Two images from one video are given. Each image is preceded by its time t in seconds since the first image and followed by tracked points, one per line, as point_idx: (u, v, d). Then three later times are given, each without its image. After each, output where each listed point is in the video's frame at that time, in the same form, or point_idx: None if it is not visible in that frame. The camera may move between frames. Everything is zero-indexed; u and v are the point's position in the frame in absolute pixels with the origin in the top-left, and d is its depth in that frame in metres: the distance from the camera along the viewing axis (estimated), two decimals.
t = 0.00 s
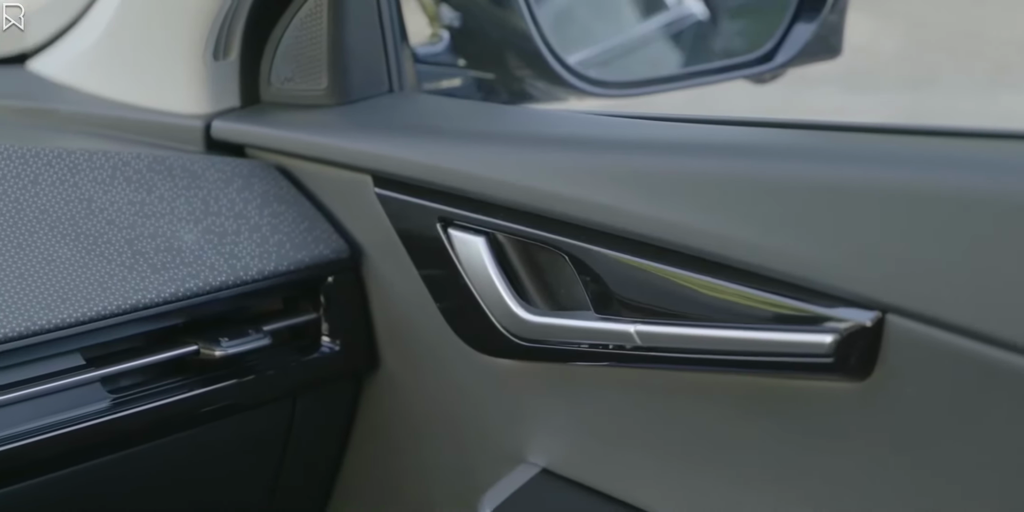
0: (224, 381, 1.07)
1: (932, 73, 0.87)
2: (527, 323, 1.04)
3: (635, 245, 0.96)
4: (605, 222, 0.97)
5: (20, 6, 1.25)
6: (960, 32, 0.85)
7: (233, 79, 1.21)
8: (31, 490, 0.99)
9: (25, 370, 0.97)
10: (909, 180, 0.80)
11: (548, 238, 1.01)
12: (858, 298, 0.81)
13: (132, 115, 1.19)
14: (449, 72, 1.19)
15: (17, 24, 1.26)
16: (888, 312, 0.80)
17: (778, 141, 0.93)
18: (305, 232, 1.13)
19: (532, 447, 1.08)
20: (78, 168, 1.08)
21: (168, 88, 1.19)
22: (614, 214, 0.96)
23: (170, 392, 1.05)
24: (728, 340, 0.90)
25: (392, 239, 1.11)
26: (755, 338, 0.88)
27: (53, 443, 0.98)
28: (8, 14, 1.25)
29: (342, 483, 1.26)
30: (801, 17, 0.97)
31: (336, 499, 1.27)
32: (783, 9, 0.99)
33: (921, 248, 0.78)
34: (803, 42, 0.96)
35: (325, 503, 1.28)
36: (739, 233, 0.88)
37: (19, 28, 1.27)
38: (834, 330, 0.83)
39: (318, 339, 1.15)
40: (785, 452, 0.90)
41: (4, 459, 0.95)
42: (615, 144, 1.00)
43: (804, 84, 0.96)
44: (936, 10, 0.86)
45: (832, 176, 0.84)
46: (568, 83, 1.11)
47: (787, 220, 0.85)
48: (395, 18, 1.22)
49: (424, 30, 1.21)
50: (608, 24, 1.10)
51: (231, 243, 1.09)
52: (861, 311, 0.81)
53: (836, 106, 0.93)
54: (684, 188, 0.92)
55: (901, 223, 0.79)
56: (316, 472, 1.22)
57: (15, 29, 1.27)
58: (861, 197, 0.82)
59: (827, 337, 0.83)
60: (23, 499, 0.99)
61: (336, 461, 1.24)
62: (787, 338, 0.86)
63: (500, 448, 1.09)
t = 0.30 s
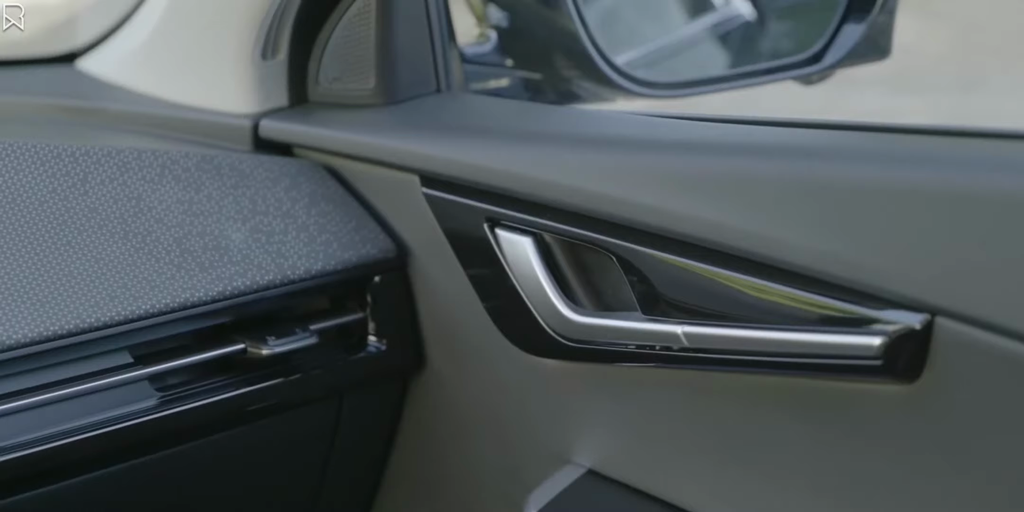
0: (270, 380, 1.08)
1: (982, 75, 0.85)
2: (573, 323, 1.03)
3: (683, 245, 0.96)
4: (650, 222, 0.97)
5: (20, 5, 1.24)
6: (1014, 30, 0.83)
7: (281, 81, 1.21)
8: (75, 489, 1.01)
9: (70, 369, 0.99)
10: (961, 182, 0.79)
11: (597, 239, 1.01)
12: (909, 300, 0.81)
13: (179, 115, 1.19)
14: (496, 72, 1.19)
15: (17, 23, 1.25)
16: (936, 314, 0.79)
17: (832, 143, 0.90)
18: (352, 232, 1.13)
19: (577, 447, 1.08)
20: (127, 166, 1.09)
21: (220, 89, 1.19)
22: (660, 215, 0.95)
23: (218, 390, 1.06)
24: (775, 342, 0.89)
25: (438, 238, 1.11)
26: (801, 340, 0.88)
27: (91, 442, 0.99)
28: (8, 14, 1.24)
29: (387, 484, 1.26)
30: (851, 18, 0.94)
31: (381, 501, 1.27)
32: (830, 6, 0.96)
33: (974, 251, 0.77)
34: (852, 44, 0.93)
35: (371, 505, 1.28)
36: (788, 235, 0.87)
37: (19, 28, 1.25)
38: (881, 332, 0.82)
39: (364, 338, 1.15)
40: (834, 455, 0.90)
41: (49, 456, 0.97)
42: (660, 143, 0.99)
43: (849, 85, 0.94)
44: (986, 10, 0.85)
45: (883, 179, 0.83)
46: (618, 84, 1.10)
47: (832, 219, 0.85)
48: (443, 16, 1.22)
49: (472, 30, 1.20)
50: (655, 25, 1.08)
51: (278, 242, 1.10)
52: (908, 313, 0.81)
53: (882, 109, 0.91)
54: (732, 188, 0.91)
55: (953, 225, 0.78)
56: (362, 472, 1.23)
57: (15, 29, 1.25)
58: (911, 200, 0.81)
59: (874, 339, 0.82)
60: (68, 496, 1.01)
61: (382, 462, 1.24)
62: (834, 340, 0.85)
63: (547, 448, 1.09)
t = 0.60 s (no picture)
0: (314, 380, 1.08)
1: None
2: (619, 324, 1.03)
3: (727, 246, 0.95)
4: (692, 221, 0.96)
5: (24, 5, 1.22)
6: None
7: (328, 80, 1.23)
8: (122, 488, 1.01)
9: (117, 367, 0.99)
10: (1011, 184, 0.78)
11: (643, 240, 1.00)
12: (958, 303, 0.80)
13: (227, 114, 1.21)
14: (543, 72, 1.19)
15: (21, 25, 1.22)
16: (985, 317, 0.78)
17: (867, 143, 0.90)
18: (399, 232, 1.14)
19: (623, 447, 1.07)
20: (175, 165, 1.11)
21: (269, 88, 1.21)
22: (703, 215, 0.94)
23: (266, 389, 1.06)
24: (819, 345, 0.89)
25: (484, 237, 1.11)
26: (847, 343, 0.86)
27: (138, 441, 0.99)
28: (9, 14, 1.22)
29: (432, 482, 1.26)
30: (898, 17, 0.92)
31: (427, 497, 1.28)
32: (882, 6, 0.93)
33: None
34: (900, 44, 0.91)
35: (416, 502, 1.28)
36: (842, 238, 0.86)
37: (22, 28, 1.23)
38: (930, 335, 0.81)
39: (410, 338, 1.16)
40: (882, 458, 0.88)
41: (97, 454, 0.97)
42: (706, 144, 0.98)
43: (894, 86, 0.92)
44: None
45: (926, 180, 0.82)
46: (665, 85, 1.10)
47: (874, 219, 0.84)
48: (491, 16, 1.23)
49: (519, 30, 1.21)
50: (701, 25, 1.07)
51: (325, 242, 1.11)
52: (958, 316, 0.80)
53: (931, 108, 0.89)
54: (773, 188, 0.90)
55: (1003, 228, 0.77)
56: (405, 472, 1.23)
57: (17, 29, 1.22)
58: (960, 201, 0.80)
59: (922, 343, 0.81)
60: (114, 496, 1.01)
61: (427, 460, 1.25)
62: (878, 342, 0.84)
63: (593, 448, 1.09)
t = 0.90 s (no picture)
0: (352, 379, 1.08)
1: None
2: (655, 324, 1.03)
3: (763, 246, 0.94)
4: (725, 221, 0.95)
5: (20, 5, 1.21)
6: None
7: (366, 81, 1.23)
8: (157, 486, 1.01)
9: (154, 365, 1.00)
10: None
11: (681, 241, 1.00)
12: (995, 304, 0.79)
13: (275, 115, 1.21)
14: (581, 73, 1.19)
15: (18, 24, 1.21)
16: None
17: (898, 145, 0.89)
18: (437, 232, 1.15)
19: (659, 449, 1.07)
20: (213, 164, 1.12)
21: (307, 88, 1.21)
22: (737, 214, 0.94)
23: (302, 388, 1.06)
24: (852, 347, 0.88)
25: (521, 237, 1.11)
26: (884, 345, 0.85)
27: (173, 440, 0.99)
28: (8, 14, 1.21)
29: (467, 482, 1.27)
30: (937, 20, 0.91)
31: (461, 497, 1.28)
32: (922, 9, 0.92)
33: None
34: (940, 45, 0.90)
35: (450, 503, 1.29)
36: (877, 239, 0.85)
37: (19, 28, 1.22)
38: (969, 337, 0.80)
39: (447, 338, 1.16)
40: (918, 461, 0.87)
41: (134, 451, 0.97)
42: (745, 144, 0.98)
43: (932, 87, 0.92)
44: None
45: (965, 181, 0.82)
46: (702, 85, 1.10)
47: (912, 220, 0.83)
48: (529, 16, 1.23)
49: (557, 30, 1.21)
50: (740, 26, 1.07)
51: (363, 241, 1.11)
52: (999, 318, 0.78)
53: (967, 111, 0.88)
54: (803, 188, 0.90)
55: None
56: (440, 471, 1.23)
57: (14, 29, 1.21)
58: (1001, 204, 0.79)
59: (962, 345, 0.80)
60: (148, 494, 1.01)
61: (461, 461, 1.25)
62: (914, 344, 0.83)
63: (629, 448, 1.09)
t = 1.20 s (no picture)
0: (381, 379, 1.08)
1: None
2: (684, 324, 1.02)
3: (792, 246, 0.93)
4: (753, 221, 0.95)
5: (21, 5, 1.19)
6: None
7: (395, 80, 1.24)
8: (186, 486, 1.01)
9: (184, 365, 1.00)
10: None
11: (709, 243, 0.99)
12: None
13: (304, 113, 1.22)
14: (611, 73, 1.19)
15: (18, 24, 1.19)
16: None
17: (929, 146, 0.89)
18: (466, 231, 1.15)
19: (689, 449, 1.07)
20: (243, 164, 1.12)
21: (336, 88, 1.22)
22: (759, 213, 0.94)
23: (331, 388, 1.06)
24: (881, 348, 0.87)
25: (550, 238, 1.11)
26: (912, 346, 0.85)
27: (202, 440, 0.99)
28: (7, 14, 1.18)
29: (496, 482, 1.27)
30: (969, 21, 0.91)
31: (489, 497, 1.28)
32: (954, 8, 0.93)
33: None
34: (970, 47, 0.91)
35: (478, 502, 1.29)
36: (905, 240, 0.84)
37: (20, 28, 1.19)
38: (1000, 339, 0.79)
39: (475, 338, 1.15)
40: (948, 464, 0.86)
41: (163, 451, 0.97)
42: (775, 144, 0.97)
43: (966, 90, 0.90)
44: None
45: (996, 184, 0.81)
46: (732, 85, 1.09)
47: (943, 221, 0.82)
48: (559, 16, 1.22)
49: (587, 30, 1.20)
50: (770, 27, 1.07)
51: (392, 240, 1.11)
52: None
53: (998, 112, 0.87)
54: (824, 188, 0.90)
55: None
56: (468, 472, 1.23)
57: (14, 29, 1.19)
58: None
59: (992, 346, 0.79)
60: (176, 494, 1.01)
61: (489, 461, 1.25)
62: (942, 347, 0.83)
63: (659, 449, 1.08)
